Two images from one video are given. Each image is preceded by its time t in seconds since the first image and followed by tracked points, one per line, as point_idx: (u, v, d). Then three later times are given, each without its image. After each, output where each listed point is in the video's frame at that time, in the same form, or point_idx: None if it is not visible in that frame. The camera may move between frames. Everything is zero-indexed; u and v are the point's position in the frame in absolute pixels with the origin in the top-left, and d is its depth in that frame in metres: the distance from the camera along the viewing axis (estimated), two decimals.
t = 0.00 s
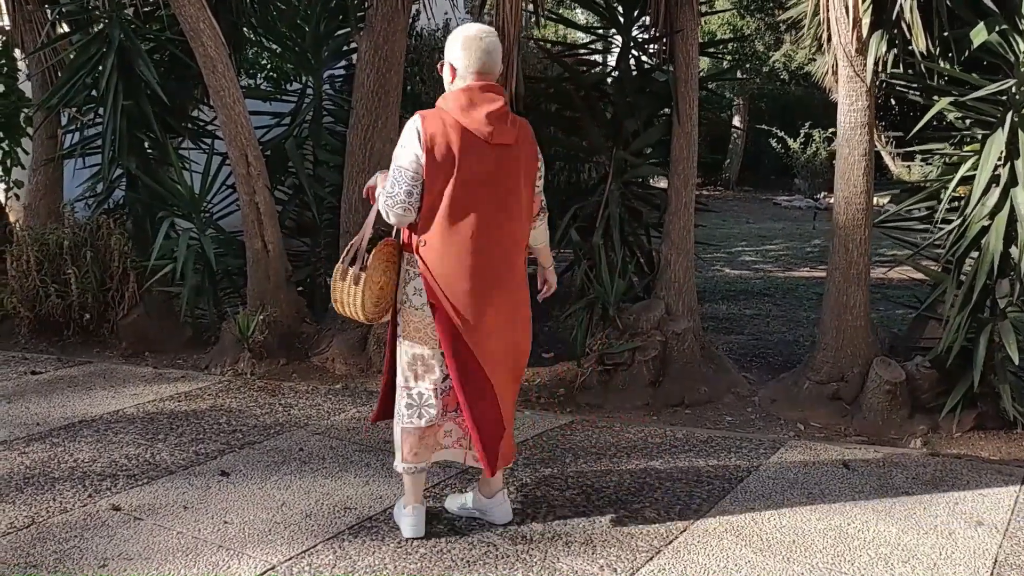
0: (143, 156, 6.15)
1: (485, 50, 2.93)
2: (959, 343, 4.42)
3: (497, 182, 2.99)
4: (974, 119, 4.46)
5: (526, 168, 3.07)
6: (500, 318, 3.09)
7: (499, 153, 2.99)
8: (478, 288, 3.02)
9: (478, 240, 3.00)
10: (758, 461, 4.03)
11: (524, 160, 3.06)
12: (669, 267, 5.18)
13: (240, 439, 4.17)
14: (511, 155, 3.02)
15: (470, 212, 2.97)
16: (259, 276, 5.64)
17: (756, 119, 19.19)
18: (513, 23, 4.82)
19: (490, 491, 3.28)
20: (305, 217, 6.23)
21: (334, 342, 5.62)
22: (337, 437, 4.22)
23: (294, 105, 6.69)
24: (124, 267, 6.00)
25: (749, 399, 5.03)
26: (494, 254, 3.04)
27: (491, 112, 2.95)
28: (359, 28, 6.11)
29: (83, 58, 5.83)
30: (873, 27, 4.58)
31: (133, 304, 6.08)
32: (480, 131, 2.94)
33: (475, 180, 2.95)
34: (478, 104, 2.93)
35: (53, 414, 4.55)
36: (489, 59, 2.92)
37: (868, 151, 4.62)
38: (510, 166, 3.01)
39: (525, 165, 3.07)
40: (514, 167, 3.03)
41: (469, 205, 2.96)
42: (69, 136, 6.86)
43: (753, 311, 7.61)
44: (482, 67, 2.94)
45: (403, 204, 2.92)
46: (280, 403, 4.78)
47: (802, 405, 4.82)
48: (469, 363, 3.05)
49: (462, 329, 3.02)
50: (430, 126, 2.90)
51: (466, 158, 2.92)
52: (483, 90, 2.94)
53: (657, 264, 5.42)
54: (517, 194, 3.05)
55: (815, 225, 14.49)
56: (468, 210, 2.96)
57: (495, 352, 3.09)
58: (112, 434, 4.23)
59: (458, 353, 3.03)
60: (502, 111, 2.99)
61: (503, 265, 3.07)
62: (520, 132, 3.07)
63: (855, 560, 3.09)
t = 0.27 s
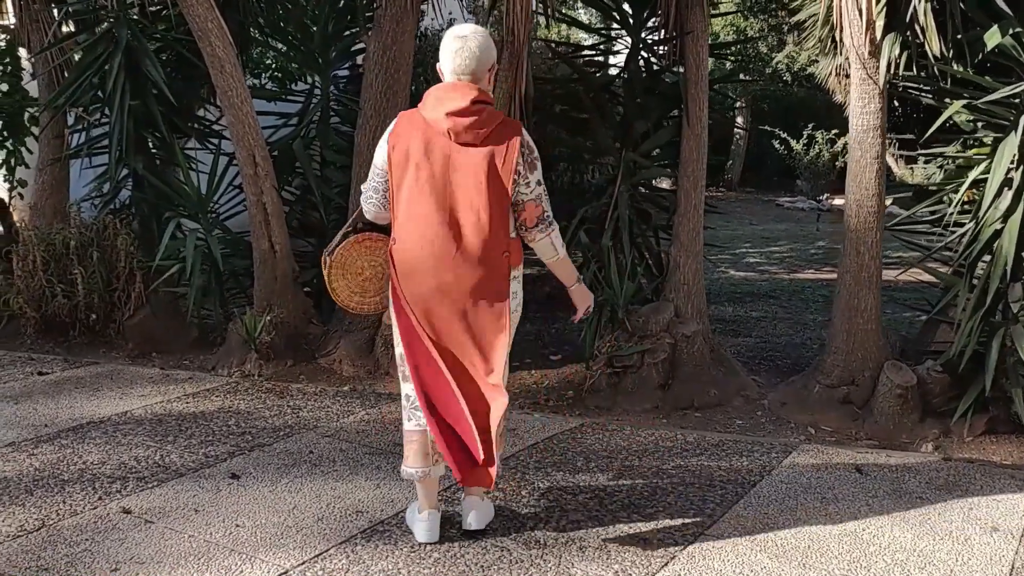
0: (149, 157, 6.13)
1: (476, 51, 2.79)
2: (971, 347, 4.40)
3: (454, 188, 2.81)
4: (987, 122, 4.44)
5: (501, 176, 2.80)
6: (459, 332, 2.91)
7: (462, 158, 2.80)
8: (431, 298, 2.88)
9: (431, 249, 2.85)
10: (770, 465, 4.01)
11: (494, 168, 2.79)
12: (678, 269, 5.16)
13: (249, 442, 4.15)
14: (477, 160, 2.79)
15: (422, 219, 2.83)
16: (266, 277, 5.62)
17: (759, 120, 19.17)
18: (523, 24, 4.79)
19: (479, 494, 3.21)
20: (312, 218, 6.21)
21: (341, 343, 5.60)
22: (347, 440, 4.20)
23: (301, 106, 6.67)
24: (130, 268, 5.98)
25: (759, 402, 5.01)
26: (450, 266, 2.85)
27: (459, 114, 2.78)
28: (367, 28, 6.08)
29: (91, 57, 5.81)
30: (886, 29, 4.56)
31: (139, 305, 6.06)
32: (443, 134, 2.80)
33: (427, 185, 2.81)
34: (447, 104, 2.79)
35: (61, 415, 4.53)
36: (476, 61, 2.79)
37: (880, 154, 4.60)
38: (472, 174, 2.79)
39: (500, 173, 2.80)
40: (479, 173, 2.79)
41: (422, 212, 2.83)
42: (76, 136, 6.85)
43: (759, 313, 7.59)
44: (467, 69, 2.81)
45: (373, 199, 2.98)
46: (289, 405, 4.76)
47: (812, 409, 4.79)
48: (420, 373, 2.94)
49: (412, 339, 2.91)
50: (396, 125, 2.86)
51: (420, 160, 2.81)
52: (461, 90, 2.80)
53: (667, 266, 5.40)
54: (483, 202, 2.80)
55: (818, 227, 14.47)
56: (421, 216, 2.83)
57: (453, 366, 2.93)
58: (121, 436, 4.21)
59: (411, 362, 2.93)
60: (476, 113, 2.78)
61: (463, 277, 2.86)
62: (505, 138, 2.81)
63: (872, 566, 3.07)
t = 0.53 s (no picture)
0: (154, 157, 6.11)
1: (478, 47, 2.82)
2: (983, 345, 4.38)
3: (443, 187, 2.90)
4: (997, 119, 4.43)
5: (480, 176, 2.80)
6: (439, 329, 2.97)
7: (449, 158, 2.87)
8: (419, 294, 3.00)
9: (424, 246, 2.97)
10: (783, 465, 4.00)
11: (473, 168, 2.82)
12: (687, 268, 5.15)
13: (259, 443, 4.13)
14: (460, 159, 2.84)
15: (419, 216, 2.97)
16: (273, 277, 5.60)
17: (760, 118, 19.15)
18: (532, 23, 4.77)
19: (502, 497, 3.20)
20: (318, 218, 6.18)
21: (349, 344, 5.58)
22: (357, 441, 4.18)
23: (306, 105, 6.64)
24: (136, 269, 5.96)
25: (768, 401, 4.99)
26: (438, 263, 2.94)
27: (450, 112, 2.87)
28: (373, 27, 6.06)
29: (96, 57, 5.78)
30: (896, 27, 4.54)
31: (145, 305, 6.05)
32: (435, 134, 2.91)
33: (422, 184, 2.94)
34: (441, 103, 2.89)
35: (69, 417, 4.51)
36: (477, 57, 2.80)
37: (891, 152, 4.58)
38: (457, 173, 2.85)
39: (479, 174, 2.80)
40: (462, 174, 2.84)
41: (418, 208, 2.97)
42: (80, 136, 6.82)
43: (765, 312, 7.58)
44: (471, 64, 2.83)
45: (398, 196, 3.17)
46: (297, 406, 4.74)
47: (823, 408, 4.78)
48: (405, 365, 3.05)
49: (401, 330, 3.04)
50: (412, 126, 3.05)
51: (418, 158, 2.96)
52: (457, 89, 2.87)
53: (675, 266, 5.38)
54: (466, 204, 2.85)
55: (821, 225, 14.45)
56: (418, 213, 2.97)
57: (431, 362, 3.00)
58: (129, 438, 4.19)
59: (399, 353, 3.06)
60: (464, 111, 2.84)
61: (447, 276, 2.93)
62: (489, 135, 2.78)
63: (889, 567, 3.05)
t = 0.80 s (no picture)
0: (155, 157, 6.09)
1: (494, 43, 2.85)
2: (990, 340, 4.37)
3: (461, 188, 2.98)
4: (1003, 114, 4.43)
5: (489, 173, 2.86)
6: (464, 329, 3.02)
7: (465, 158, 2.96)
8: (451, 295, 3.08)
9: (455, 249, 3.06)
10: (792, 462, 3.99)
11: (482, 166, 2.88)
12: (692, 265, 5.14)
13: (266, 444, 4.12)
14: (473, 156, 2.92)
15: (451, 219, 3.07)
16: (276, 277, 5.58)
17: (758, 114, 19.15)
18: (535, 20, 4.76)
19: (513, 499, 3.19)
20: (320, 218, 6.17)
21: (353, 343, 5.56)
22: (364, 441, 4.17)
23: (308, 104, 6.62)
24: (138, 270, 5.96)
25: (775, 397, 4.99)
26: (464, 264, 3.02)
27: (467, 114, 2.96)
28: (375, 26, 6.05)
29: (96, 58, 5.75)
30: (901, 22, 4.53)
31: (147, 307, 6.05)
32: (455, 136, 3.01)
33: (450, 188, 3.06)
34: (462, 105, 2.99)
35: (75, 419, 4.50)
36: (491, 53, 2.85)
37: (897, 147, 4.57)
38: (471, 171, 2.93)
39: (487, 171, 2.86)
40: (475, 173, 2.92)
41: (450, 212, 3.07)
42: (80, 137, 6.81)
43: (768, 308, 7.57)
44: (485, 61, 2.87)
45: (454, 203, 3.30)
46: (303, 407, 4.72)
47: (830, 404, 4.77)
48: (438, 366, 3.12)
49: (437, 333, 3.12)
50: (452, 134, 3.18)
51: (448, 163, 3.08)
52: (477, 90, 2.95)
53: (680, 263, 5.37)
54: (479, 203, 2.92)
55: (820, 220, 14.45)
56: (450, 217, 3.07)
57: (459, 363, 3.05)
58: (136, 440, 4.18)
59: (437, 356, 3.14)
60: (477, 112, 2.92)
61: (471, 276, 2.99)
62: (495, 132, 2.83)
63: (902, 563, 3.04)
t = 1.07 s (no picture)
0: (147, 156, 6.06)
1: (499, 36, 2.88)
2: (984, 330, 4.39)
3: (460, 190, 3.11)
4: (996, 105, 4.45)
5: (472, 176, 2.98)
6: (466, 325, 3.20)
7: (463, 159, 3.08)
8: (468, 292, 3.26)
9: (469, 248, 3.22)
10: (789, 453, 4.00)
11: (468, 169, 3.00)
12: (686, 259, 5.15)
13: (263, 442, 4.11)
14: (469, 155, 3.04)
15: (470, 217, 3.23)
16: (270, 275, 5.57)
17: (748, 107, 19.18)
18: (528, 14, 4.76)
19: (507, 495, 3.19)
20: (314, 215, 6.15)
21: (348, 340, 5.55)
22: (362, 437, 4.17)
23: (300, 101, 6.61)
24: (131, 269, 5.93)
25: (770, 390, 5.00)
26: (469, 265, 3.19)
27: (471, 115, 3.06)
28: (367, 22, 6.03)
29: (86, 56, 5.72)
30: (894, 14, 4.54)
31: (140, 306, 6.00)
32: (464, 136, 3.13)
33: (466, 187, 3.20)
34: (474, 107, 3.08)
35: (69, 419, 4.47)
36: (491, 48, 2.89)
37: (890, 139, 4.58)
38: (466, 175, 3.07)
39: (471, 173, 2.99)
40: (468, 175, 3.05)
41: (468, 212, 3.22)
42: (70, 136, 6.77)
43: (762, 301, 7.59)
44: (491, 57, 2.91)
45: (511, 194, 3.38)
46: (300, 404, 4.71)
47: (825, 395, 4.78)
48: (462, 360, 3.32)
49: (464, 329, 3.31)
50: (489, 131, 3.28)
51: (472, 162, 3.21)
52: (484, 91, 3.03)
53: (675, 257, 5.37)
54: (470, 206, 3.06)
55: (811, 213, 14.49)
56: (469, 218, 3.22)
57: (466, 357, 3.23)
58: (132, 439, 4.16)
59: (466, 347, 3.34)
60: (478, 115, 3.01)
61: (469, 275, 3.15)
62: (480, 134, 2.92)
63: (901, 552, 3.06)
